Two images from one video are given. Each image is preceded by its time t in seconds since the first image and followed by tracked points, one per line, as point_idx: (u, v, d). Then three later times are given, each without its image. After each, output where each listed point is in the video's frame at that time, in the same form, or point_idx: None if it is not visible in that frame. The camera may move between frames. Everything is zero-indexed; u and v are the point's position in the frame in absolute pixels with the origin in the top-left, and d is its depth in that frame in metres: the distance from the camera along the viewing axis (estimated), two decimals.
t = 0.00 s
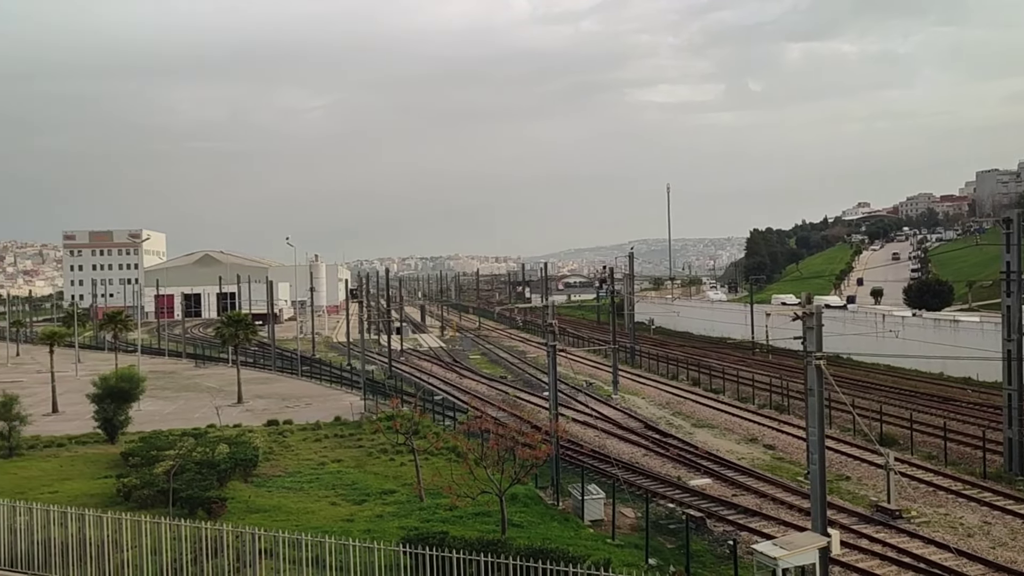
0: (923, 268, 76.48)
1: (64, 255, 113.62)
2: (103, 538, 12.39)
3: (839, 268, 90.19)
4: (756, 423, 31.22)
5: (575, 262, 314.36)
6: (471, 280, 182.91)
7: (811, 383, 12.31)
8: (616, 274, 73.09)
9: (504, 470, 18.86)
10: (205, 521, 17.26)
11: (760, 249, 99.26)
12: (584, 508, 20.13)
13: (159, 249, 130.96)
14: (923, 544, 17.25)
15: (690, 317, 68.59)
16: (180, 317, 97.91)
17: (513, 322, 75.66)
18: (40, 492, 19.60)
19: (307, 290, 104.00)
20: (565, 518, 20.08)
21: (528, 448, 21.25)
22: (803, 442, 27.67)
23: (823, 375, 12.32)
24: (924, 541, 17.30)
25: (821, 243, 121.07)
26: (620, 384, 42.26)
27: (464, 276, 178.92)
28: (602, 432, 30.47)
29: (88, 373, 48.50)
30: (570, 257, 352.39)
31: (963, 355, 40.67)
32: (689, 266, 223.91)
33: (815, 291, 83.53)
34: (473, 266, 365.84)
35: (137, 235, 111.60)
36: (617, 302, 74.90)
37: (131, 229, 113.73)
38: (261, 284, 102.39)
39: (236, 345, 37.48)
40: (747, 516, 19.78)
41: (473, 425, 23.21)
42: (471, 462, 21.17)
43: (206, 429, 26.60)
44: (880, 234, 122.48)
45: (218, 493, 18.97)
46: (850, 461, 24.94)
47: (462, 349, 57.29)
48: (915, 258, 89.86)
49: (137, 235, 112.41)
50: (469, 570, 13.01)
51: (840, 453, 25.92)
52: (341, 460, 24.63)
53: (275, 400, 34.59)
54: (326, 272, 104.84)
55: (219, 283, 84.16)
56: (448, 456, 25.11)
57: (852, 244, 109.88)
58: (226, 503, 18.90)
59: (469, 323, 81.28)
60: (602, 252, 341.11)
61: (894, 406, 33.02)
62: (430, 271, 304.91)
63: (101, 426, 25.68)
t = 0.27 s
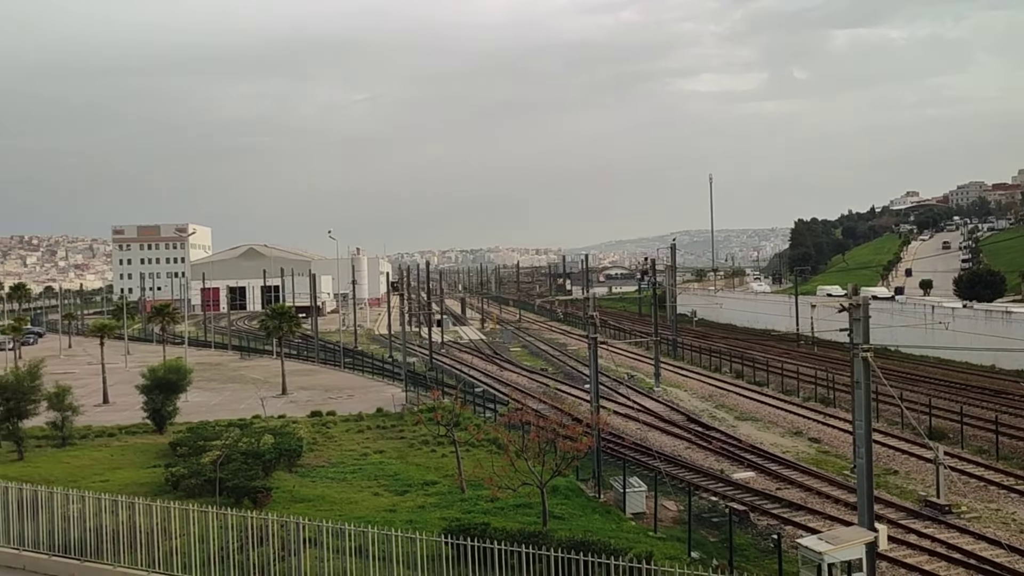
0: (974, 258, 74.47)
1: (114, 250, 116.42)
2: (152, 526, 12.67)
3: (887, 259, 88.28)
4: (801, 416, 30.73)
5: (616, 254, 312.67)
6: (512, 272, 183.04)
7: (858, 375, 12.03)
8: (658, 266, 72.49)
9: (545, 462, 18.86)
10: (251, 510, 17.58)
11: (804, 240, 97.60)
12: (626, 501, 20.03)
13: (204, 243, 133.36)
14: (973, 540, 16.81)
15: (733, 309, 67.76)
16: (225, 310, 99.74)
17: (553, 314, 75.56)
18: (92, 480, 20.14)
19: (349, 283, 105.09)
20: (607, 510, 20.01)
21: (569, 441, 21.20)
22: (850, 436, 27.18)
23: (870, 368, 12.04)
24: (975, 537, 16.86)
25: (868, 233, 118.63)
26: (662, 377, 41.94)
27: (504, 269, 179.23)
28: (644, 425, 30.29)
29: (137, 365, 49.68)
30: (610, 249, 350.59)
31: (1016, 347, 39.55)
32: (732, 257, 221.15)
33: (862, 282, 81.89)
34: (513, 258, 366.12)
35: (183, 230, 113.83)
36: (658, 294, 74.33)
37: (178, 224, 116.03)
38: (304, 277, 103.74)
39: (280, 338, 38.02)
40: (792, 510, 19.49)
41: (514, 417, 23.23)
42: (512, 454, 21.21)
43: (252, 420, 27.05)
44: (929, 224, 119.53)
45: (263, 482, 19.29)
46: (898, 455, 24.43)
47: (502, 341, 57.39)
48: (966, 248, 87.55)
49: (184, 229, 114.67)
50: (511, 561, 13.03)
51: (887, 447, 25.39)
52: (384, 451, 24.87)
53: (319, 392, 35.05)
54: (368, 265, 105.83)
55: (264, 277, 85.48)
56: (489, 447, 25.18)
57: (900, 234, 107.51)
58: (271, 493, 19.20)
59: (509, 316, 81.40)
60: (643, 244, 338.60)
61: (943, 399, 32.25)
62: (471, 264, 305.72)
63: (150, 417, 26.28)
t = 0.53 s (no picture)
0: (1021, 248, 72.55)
1: (155, 246, 118.65)
2: (194, 518, 12.89)
3: (929, 250, 86.41)
4: (841, 410, 30.25)
5: (651, 247, 310.78)
6: (547, 266, 182.77)
7: (898, 367, 11.76)
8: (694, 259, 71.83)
9: (581, 455, 18.79)
10: (290, 502, 17.83)
11: (844, 231, 95.98)
12: (663, 494, 19.89)
13: (243, 238, 135.33)
14: (1018, 536, 16.40)
15: (771, 301, 66.90)
16: (264, 305, 101.15)
17: (588, 307, 75.31)
18: (135, 472, 20.56)
19: (384, 277, 105.85)
20: (644, 504, 19.88)
21: (604, 434, 21.10)
22: (891, 430, 26.68)
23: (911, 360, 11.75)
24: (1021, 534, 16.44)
25: (910, 224, 116.30)
26: (699, 370, 41.58)
27: (539, 263, 179.24)
28: (680, 418, 30.06)
29: (179, 359, 50.64)
30: (646, 242, 348.52)
31: None
32: (770, 249, 218.39)
33: (903, 274, 80.31)
34: (548, 251, 365.78)
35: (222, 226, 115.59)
36: (694, 287, 73.67)
37: (217, 219, 117.85)
38: (341, 271, 104.71)
39: (317, 332, 38.41)
40: (832, 505, 19.18)
41: (550, 410, 23.21)
42: (547, 447, 21.20)
43: (289, 413, 27.39)
44: (974, 214, 116.79)
45: (301, 475, 19.52)
46: (941, 449, 23.92)
47: (537, 335, 57.39)
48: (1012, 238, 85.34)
49: (223, 225, 116.41)
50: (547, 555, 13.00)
51: (929, 441, 24.87)
52: (420, 443, 25.02)
53: (356, 385, 35.38)
54: (404, 259, 106.48)
55: (301, 271, 86.48)
56: (525, 441, 25.19)
57: (944, 225, 105.17)
58: (310, 485, 19.44)
59: (545, 309, 81.28)
60: (679, 236, 335.85)
61: (988, 392, 31.49)
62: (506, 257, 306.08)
63: (191, 409, 26.73)
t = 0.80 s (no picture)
0: None
1: (190, 243, 120.35)
2: (229, 511, 13.05)
3: (969, 243, 84.57)
4: (877, 405, 29.75)
5: (683, 242, 308.46)
6: (577, 261, 182.24)
7: (936, 363, 11.51)
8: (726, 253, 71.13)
9: (613, 451, 18.68)
10: (323, 496, 17.98)
11: (880, 224, 94.35)
12: (695, 490, 19.72)
13: (276, 235, 136.84)
14: None
15: (805, 295, 66.01)
16: (297, 301, 102.15)
17: (619, 302, 74.93)
18: (171, 466, 20.87)
19: (415, 273, 106.31)
20: (676, 500, 19.73)
21: (636, 430, 20.98)
22: (929, 425, 26.18)
23: (950, 356, 11.48)
24: None
25: (948, 216, 113.94)
26: (732, 365, 41.17)
27: (569, 258, 178.78)
28: (713, 413, 29.78)
29: (214, 355, 51.32)
30: (677, 236, 345.97)
31: None
32: (803, 243, 215.57)
33: (941, 267, 78.75)
34: (579, 246, 364.73)
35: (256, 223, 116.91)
36: (727, 282, 73.00)
37: (250, 217, 119.18)
38: (372, 268, 105.38)
39: (349, 328, 38.67)
40: (867, 501, 18.87)
41: (581, 406, 23.13)
42: (579, 443, 21.12)
43: (322, 408, 27.61)
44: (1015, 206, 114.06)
45: (334, 469, 19.67)
46: (980, 445, 23.41)
47: (568, 330, 57.27)
48: None
49: (256, 222, 117.70)
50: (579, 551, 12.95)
51: (968, 437, 24.35)
52: (452, 439, 25.08)
53: (387, 381, 35.57)
54: (434, 255, 106.82)
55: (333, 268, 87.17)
56: (556, 436, 25.14)
57: (983, 217, 102.97)
58: (342, 479, 19.58)
59: (575, 305, 81.07)
60: (711, 230, 332.74)
61: None
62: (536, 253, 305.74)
63: (225, 404, 27.05)
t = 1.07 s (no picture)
0: None
1: (223, 242, 121.90)
2: (263, 507, 13.18)
3: (1007, 237, 82.78)
4: (912, 402, 29.25)
5: (713, 238, 305.90)
6: (606, 258, 181.56)
7: (973, 360, 11.26)
8: (758, 249, 70.40)
9: (643, 448, 18.58)
10: (354, 493, 18.11)
11: (915, 219, 92.73)
12: (727, 488, 19.54)
13: (307, 234, 138.07)
14: None
15: (838, 291, 65.10)
16: (328, 299, 103.02)
17: (649, 299, 74.49)
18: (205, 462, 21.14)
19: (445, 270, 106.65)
20: (707, 498, 19.55)
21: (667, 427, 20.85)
22: (965, 423, 25.67)
23: (987, 353, 11.23)
24: None
25: (986, 210, 111.63)
26: (764, 362, 40.73)
27: (599, 254, 177.99)
28: (745, 411, 29.48)
29: (247, 352, 51.94)
30: (708, 232, 343.13)
31: None
32: (836, 238, 212.67)
33: (979, 262, 77.20)
34: (608, 243, 363.30)
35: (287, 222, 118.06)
36: (758, 278, 72.27)
37: (281, 215, 120.35)
38: (402, 265, 105.88)
39: (380, 325, 38.88)
40: (902, 500, 18.55)
41: (611, 403, 23.02)
42: (609, 440, 21.04)
43: (353, 405, 27.78)
44: None
45: (365, 466, 19.79)
46: (1019, 443, 22.89)
47: (598, 327, 57.08)
48: None
49: (287, 221, 118.87)
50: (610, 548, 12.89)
51: (1006, 435, 23.83)
52: (482, 436, 25.10)
53: (418, 378, 35.71)
54: (464, 253, 107.06)
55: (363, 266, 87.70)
56: (587, 433, 25.07)
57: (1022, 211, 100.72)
58: (374, 476, 19.69)
59: (605, 302, 80.78)
60: (743, 226, 329.46)
61: None
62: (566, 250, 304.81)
63: (258, 401, 27.33)
